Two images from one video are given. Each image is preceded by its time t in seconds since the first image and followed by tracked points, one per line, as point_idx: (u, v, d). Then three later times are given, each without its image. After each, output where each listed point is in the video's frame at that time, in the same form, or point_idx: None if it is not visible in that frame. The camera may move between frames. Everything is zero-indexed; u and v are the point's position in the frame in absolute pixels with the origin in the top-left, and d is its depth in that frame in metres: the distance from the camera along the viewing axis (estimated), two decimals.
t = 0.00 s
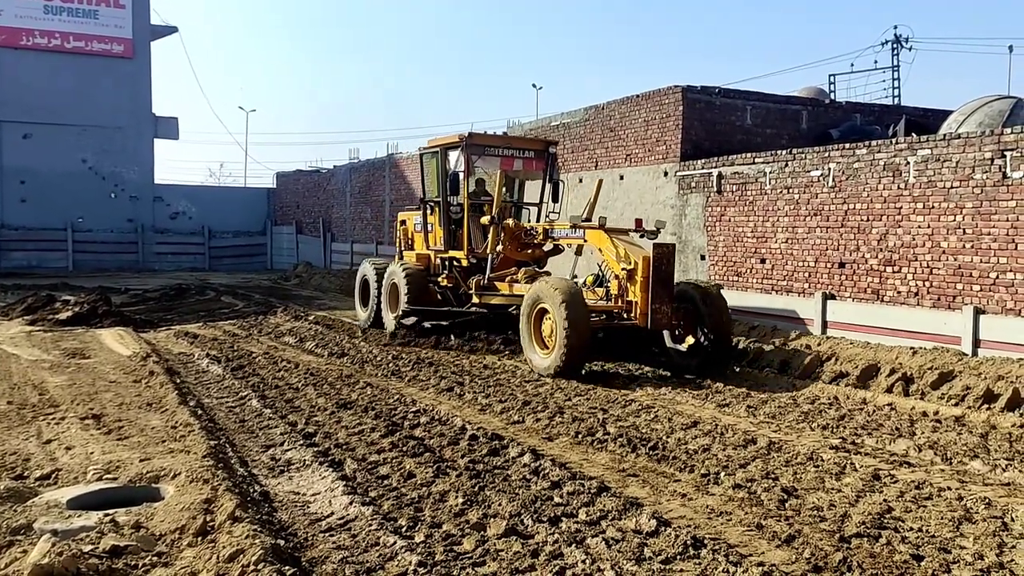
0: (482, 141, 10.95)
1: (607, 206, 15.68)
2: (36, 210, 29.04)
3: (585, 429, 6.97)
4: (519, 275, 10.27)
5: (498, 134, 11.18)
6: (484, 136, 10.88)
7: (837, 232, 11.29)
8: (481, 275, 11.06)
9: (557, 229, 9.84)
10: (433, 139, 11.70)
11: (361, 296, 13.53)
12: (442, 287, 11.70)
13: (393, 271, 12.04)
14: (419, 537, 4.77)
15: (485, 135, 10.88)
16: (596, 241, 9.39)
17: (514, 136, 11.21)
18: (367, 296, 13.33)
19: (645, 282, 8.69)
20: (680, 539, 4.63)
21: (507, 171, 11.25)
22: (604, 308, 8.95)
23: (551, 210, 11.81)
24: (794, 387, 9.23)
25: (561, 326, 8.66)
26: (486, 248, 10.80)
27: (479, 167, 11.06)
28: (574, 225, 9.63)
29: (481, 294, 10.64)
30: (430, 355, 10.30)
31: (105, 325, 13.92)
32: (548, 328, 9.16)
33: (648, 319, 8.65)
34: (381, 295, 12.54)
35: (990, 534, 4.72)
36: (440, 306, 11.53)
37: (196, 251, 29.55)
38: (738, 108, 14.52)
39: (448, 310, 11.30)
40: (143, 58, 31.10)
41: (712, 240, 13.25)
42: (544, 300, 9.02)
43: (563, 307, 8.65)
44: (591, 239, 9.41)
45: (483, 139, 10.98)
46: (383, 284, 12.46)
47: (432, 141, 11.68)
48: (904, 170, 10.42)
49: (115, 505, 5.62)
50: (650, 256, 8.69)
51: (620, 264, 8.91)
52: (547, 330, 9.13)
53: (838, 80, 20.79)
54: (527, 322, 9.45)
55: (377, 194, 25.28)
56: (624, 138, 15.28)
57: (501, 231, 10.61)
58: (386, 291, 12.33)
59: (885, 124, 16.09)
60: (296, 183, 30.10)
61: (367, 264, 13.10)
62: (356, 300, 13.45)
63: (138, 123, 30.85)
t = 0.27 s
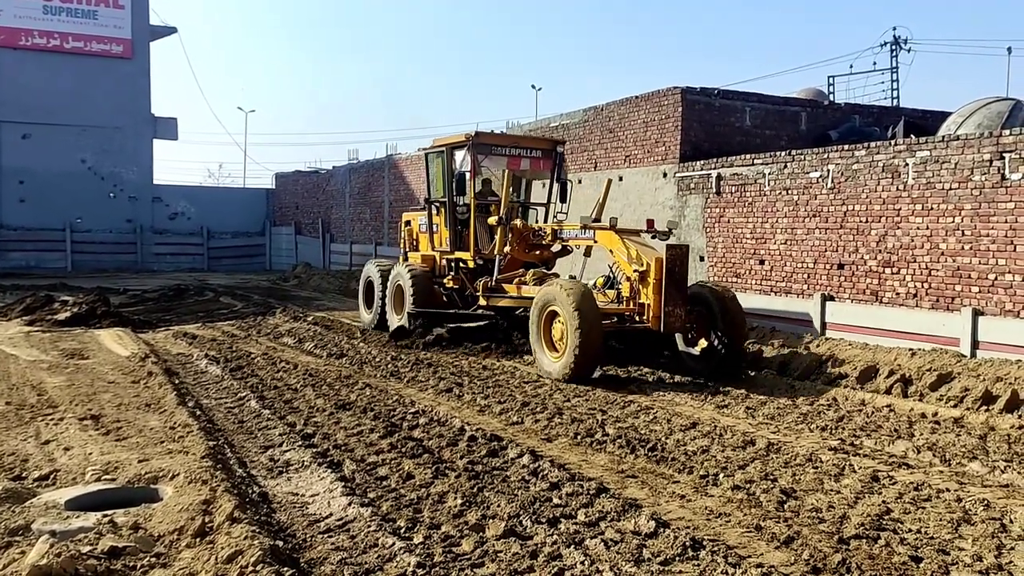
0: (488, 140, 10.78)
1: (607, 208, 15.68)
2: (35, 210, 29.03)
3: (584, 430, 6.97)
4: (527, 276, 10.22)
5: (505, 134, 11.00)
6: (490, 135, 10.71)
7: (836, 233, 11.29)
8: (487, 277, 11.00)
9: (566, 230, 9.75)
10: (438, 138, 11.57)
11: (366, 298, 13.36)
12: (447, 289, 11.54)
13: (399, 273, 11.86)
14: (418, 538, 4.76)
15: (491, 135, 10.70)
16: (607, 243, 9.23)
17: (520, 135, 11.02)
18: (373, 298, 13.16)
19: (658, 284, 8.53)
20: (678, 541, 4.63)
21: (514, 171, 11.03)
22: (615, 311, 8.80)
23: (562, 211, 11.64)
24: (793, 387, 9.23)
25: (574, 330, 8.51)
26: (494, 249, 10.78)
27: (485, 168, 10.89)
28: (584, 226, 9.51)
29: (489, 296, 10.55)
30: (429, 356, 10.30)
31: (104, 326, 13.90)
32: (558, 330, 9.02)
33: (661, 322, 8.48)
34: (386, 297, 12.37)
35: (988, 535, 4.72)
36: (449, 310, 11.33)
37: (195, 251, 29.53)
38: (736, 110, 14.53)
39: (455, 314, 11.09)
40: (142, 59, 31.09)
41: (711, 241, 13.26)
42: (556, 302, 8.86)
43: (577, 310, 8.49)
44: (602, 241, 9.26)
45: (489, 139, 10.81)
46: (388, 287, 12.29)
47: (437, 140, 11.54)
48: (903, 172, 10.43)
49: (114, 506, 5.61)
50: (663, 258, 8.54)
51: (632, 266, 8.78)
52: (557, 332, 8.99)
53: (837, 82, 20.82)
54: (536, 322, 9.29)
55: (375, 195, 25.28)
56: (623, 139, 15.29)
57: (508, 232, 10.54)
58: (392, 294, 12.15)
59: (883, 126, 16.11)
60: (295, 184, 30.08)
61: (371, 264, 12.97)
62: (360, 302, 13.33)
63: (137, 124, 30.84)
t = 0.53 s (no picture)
0: (497, 140, 10.66)
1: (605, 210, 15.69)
2: (33, 210, 29.00)
3: (582, 432, 6.97)
4: (535, 279, 10.01)
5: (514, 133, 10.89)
6: (500, 135, 10.59)
7: (835, 235, 11.30)
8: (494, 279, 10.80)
9: (576, 232, 9.51)
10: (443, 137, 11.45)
11: (370, 299, 13.22)
12: (453, 291, 11.41)
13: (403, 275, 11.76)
14: (417, 539, 4.76)
15: (501, 134, 10.59)
16: (618, 244, 9.05)
17: (527, 134, 10.88)
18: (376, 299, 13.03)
19: (672, 287, 8.38)
20: (677, 542, 4.63)
21: (521, 170, 10.96)
22: (628, 314, 8.64)
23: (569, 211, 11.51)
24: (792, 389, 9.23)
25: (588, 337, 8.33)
26: (500, 250, 10.54)
27: (493, 167, 10.77)
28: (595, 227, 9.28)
29: (496, 298, 10.34)
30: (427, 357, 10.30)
31: (102, 326, 13.89)
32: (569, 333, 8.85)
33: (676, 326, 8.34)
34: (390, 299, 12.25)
35: (987, 537, 4.73)
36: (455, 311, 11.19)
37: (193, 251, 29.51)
38: (735, 111, 14.54)
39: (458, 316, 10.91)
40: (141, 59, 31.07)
41: (710, 243, 13.27)
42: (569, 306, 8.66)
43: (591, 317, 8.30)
44: (612, 242, 9.07)
45: (499, 138, 10.68)
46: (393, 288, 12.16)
47: (443, 139, 11.40)
48: (901, 174, 10.44)
49: (112, 507, 5.61)
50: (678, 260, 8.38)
51: (644, 268, 8.62)
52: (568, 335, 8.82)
53: (835, 84, 20.85)
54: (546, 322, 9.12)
55: (374, 195, 25.28)
56: (622, 141, 15.30)
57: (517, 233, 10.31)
58: (394, 296, 12.03)
59: (882, 127, 16.13)
60: (294, 185, 30.06)
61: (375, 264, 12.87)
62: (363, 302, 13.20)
63: (136, 124, 30.82)
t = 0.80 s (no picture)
0: (502, 139, 10.47)
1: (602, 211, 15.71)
2: (29, 210, 28.96)
3: (578, 432, 6.97)
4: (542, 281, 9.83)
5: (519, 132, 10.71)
6: (504, 133, 10.41)
7: (831, 236, 11.31)
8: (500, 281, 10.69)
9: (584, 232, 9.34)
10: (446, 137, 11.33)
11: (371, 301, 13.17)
12: (457, 293, 11.36)
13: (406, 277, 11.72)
14: (412, 540, 4.76)
15: (505, 133, 10.41)
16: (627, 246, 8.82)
17: (533, 133, 10.70)
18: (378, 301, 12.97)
19: (684, 290, 8.15)
20: (673, 543, 4.63)
21: (527, 170, 10.71)
22: (639, 317, 8.42)
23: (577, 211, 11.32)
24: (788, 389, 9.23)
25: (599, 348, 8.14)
26: (506, 251, 10.42)
27: (498, 167, 10.59)
28: (604, 228, 9.09)
29: (502, 300, 10.18)
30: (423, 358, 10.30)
31: (98, 326, 13.88)
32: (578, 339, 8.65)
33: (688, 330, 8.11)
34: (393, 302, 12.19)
35: (982, 539, 4.73)
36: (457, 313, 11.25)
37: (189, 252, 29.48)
38: (732, 112, 14.55)
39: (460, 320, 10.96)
40: (137, 59, 31.04)
41: (706, 244, 13.29)
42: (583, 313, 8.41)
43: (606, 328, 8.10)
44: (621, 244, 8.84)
45: (503, 138, 10.50)
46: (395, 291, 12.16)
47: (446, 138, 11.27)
48: (897, 176, 10.46)
49: (107, 507, 5.60)
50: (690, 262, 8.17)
51: (655, 270, 8.39)
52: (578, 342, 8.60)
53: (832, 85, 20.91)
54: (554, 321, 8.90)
55: (370, 196, 25.26)
56: (619, 142, 15.31)
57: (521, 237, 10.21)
58: (397, 297, 12.01)
59: (878, 129, 16.17)
60: (290, 185, 30.04)
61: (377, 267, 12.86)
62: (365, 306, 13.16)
63: (132, 124, 30.77)
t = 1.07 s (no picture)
0: (504, 137, 10.40)
1: (595, 211, 15.72)
2: (20, 210, 28.82)
3: (571, 433, 6.98)
4: (545, 283, 9.65)
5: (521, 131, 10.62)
6: (506, 132, 10.34)
7: (822, 238, 11.35)
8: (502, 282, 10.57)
9: (589, 233, 9.17)
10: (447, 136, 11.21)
11: (370, 303, 13.03)
12: (457, 294, 11.29)
13: (406, 278, 11.60)
14: (404, 541, 4.75)
15: (507, 132, 10.34)
16: (635, 247, 8.67)
17: (536, 133, 10.65)
18: (377, 303, 12.83)
19: (694, 292, 8.02)
20: (665, 544, 4.64)
21: (529, 169, 10.64)
22: (646, 320, 8.29)
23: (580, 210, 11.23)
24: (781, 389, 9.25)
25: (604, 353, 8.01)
26: (508, 252, 10.24)
27: (500, 166, 10.51)
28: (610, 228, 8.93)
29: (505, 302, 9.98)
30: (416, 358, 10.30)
31: (88, 326, 13.82)
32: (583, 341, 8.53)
33: (697, 333, 7.99)
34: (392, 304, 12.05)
35: (972, 539, 4.75)
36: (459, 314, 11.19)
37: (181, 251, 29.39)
38: (724, 114, 14.56)
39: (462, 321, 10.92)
40: (129, 58, 30.94)
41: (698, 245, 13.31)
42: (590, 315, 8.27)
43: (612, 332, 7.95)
44: (629, 245, 8.69)
45: (505, 136, 10.43)
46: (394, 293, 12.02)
47: (447, 138, 11.14)
48: (888, 177, 10.50)
49: (97, 508, 5.58)
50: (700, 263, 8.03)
51: (664, 272, 8.24)
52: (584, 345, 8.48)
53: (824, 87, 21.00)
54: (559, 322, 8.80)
55: (363, 196, 25.23)
56: (612, 142, 15.32)
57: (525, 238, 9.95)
58: (397, 299, 11.88)
59: (869, 131, 16.23)
60: (282, 185, 29.98)
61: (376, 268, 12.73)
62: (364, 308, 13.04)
63: (124, 123, 30.67)
